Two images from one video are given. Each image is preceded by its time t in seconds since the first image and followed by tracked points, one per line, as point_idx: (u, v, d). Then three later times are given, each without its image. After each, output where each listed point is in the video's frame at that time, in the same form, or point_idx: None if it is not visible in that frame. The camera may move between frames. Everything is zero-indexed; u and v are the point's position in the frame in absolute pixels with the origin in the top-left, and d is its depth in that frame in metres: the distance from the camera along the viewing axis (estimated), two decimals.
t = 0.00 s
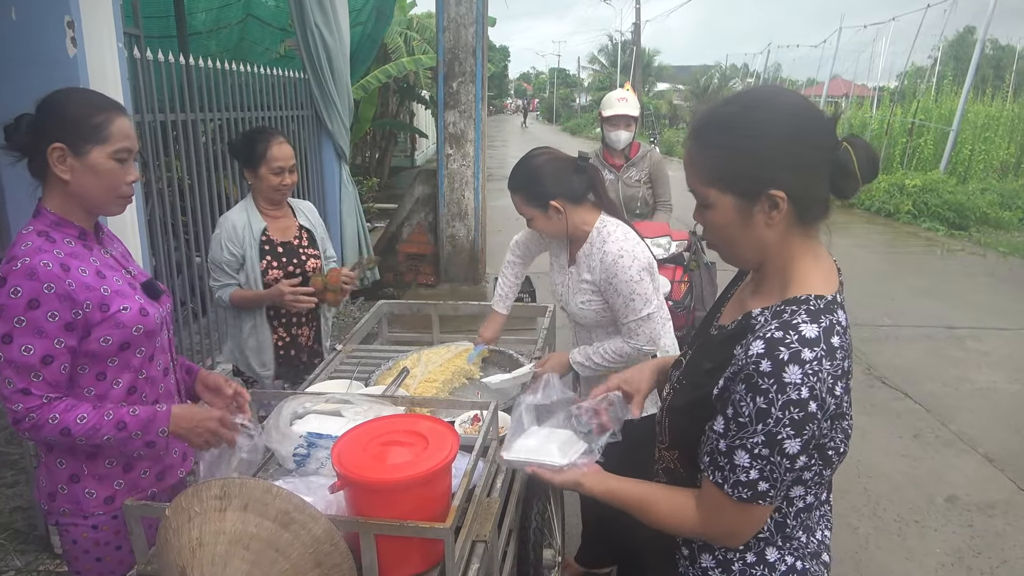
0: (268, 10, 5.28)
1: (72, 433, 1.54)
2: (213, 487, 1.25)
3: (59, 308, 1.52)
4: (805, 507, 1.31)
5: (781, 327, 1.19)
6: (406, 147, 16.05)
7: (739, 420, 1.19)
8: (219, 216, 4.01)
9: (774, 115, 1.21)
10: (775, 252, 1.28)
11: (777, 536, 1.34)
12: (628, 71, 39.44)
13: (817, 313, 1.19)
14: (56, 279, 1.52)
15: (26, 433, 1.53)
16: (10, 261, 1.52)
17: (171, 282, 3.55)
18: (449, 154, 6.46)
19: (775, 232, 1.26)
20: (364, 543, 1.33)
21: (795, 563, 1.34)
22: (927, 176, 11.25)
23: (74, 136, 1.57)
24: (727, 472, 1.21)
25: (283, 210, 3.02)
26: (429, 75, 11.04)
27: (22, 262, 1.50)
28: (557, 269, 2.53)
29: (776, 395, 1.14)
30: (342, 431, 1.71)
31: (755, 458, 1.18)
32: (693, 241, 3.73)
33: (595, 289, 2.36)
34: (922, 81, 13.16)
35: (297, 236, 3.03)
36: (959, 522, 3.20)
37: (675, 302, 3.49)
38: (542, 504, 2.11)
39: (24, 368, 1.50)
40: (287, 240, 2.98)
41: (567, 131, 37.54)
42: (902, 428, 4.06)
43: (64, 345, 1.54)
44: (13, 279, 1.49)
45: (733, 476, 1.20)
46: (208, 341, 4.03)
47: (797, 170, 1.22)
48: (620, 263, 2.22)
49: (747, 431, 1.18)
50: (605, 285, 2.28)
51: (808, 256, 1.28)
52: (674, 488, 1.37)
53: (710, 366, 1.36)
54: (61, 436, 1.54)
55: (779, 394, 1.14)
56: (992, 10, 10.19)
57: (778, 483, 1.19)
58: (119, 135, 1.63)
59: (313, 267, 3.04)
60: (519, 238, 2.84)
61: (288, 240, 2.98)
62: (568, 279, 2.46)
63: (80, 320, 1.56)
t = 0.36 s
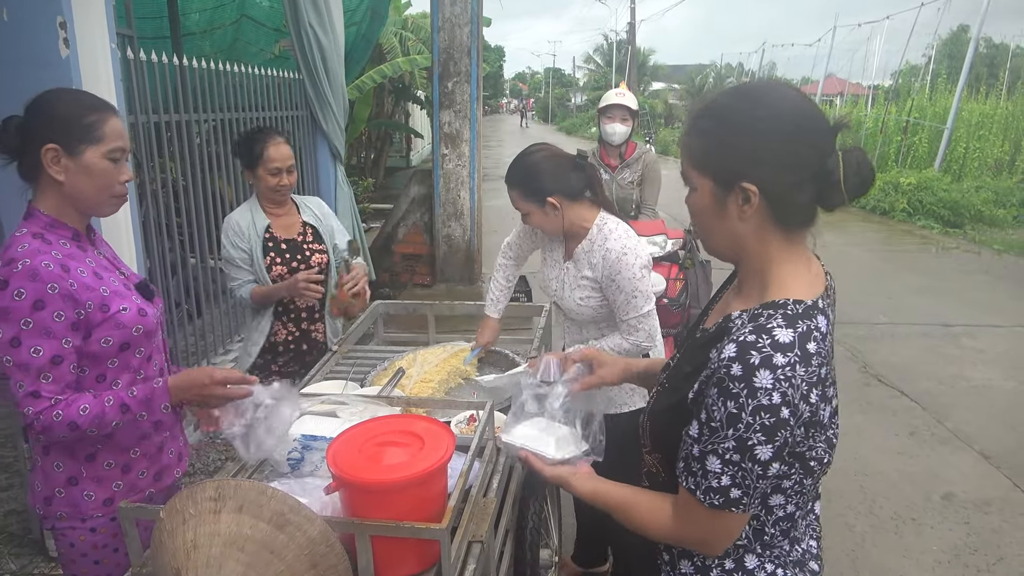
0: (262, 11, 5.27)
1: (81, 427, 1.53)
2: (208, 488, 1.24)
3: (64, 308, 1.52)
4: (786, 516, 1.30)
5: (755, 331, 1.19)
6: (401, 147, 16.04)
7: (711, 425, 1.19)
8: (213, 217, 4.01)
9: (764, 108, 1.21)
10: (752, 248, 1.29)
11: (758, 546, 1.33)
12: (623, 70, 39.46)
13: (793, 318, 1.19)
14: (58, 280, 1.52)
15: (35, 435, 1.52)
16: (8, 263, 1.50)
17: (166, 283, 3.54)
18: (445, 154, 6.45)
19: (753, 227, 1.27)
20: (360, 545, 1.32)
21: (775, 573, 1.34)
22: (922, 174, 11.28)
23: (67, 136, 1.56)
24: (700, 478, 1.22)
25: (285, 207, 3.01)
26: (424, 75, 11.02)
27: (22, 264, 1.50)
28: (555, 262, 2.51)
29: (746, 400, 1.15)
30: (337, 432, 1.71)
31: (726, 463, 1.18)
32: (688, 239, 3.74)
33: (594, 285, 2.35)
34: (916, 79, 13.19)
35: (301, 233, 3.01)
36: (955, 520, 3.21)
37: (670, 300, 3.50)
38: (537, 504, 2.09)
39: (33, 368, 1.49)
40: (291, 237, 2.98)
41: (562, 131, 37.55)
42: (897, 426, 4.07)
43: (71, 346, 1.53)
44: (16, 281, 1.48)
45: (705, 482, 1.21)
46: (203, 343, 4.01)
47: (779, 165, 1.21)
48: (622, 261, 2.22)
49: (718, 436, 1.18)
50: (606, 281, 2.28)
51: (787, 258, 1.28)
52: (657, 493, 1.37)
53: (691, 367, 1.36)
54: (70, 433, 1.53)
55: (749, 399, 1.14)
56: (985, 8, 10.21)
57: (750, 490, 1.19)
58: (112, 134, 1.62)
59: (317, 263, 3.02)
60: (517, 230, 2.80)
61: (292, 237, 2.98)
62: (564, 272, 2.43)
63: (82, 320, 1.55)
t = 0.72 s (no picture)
0: (260, 9, 5.25)
1: (99, 431, 1.51)
2: (205, 488, 1.23)
3: (75, 305, 1.51)
4: (771, 528, 1.27)
5: (731, 334, 1.17)
6: (399, 147, 16.03)
7: (688, 432, 1.17)
8: (212, 217, 4.00)
9: (749, 106, 1.20)
10: (728, 246, 1.29)
11: (745, 563, 1.31)
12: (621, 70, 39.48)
13: (770, 321, 1.18)
14: (67, 277, 1.51)
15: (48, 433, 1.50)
16: (14, 261, 1.49)
17: (164, 282, 3.53)
18: (443, 154, 6.43)
19: (728, 227, 1.27)
20: (359, 546, 1.32)
21: None
22: (920, 174, 11.30)
23: (64, 134, 1.55)
24: (678, 488, 1.19)
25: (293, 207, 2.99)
26: (422, 75, 11.01)
27: (30, 262, 1.48)
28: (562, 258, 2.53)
29: (721, 405, 1.13)
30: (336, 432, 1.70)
31: (704, 472, 1.15)
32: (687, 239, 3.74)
33: (596, 278, 2.35)
34: (914, 79, 13.21)
35: (309, 234, 3.00)
36: (954, 519, 3.21)
37: (669, 300, 3.51)
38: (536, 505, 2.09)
39: (48, 367, 1.47)
40: (300, 238, 2.97)
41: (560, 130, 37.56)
42: (896, 425, 4.08)
43: (82, 343, 1.53)
44: (26, 279, 1.47)
45: (684, 492, 1.18)
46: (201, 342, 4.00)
47: (755, 165, 1.21)
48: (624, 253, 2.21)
49: (695, 443, 1.16)
50: (607, 273, 2.28)
51: (765, 260, 1.28)
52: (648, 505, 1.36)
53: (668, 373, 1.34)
54: (87, 435, 1.52)
55: (724, 404, 1.12)
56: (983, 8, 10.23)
57: (731, 499, 1.16)
58: (110, 131, 1.61)
59: (326, 262, 3.03)
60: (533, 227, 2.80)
61: (301, 237, 2.97)
62: (571, 265, 2.45)
63: (90, 317, 1.55)
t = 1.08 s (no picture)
0: (264, 8, 5.25)
1: (103, 435, 1.51)
2: (211, 487, 1.23)
3: (82, 305, 1.51)
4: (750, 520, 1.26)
5: (697, 327, 1.16)
6: (403, 146, 16.07)
7: (659, 425, 1.16)
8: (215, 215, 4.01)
9: (704, 107, 1.20)
10: (692, 248, 1.28)
11: (728, 561, 1.28)
12: (624, 71, 39.48)
13: (735, 313, 1.17)
14: (76, 276, 1.51)
15: (54, 431, 1.50)
16: (23, 260, 1.49)
17: (168, 280, 3.53)
18: (447, 153, 6.44)
19: (690, 227, 1.26)
20: (364, 546, 1.31)
21: None
22: (924, 177, 11.29)
23: (70, 135, 1.55)
24: (652, 483, 1.16)
25: (302, 207, 2.99)
26: (426, 74, 11.02)
27: (39, 261, 1.48)
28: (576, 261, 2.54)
29: (689, 395, 1.11)
30: (340, 432, 1.69)
31: (675, 464, 1.13)
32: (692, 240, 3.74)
33: (608, 274, 2.35)
34: (918, 81, 13.18)
35: (317, 234, 3.01)
36: (957, 523, 3.20)
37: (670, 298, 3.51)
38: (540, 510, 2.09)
39: (54, 367, 1.47)
40: (309, 239, 2.98)
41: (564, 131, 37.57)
42: (899, 428, 4.07)
43: (89, 343, 1.53)
44: (35, 278, 1.47)
45: (657, 486, 1.15)
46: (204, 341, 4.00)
47: (711, 167, 1.21)
48: (636, 248, 2.21)
49: (665, 436, 1.14)
50: (619, 268, 2.27)
51: (728, 257, 1.27)
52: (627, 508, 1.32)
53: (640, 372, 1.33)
54: (90, 437, 1.52)
55: (691, 394, 1.11)
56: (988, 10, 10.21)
57: (704, 492, 1.13)
58: (116, 132, 1.61)
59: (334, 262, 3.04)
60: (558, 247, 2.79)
61: (309, 238, 2.98)
62: (582, 265, 2.46)
63: (97, 317, 1.55)
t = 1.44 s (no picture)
0: (272, 7, 5.27)
1: (109, 430, 1.52)
2: (218, 485, 1.24)
3: (90, 302, 1.52)
4: (733, 451, 1.32)
5: (652, 279, 1.20)
6: (409, 146, 16.11)
7: (641, 367, 1.16)
8: (222, 214, 4.02)
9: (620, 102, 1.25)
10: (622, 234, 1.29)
11: (715, 492, 1.31)
12: (630, 71, 39.45)
13: (679, 264, 1.23)
14: (84, 273, 1.52)
15: (62, 426, 1.51)
16: (33, 257, 1.51)
17: (176, 279, 3.54)
18: (453, 153, 6.45)
19: (618, 212, 1.28)
20: (370, 544, 1.32)
21: (738, 519, 1.34)
22: (931, 178, 11.24)
23: (80, 135, 1.56)
24: (645, 420, 1.16)
25: (309, 207, 3.01)
26: (432, 74, 11.03)
27: (49, 258, 1.50)
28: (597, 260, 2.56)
29: (665, 331, 1.14)
30: (347, 431, 1.70)
31: (667, 393, 1.14)
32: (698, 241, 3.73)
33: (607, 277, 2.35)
34: (926, 82, 13.14)
35: (324, 234, 3.02)
36: (963, 525, 3.19)
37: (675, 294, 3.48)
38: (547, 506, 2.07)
39: (62, 362, 1.48)
40: (316, 239, 2.98)
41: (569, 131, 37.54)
42: (905, 430, 4.05)
43: (96, 339, 1.54)
44: (43, 275, 1.48)
45: (654, 419, 1.15)
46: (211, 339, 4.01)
47: (632, 160, 1.24)
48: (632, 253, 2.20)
49: (652, 373, 1.15)
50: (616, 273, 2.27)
51: (658, 229, 1.28)
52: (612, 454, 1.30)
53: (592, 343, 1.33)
54: (97, 433, 1.52)
55: (666, 329, 1.14)
56: (997, 11, 10.15)
57: (696, 412, 1.15)
58: (125, 131, 1.61)
59: (340, 262, 3.04)
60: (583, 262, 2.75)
61: (317, 238, 2.99)
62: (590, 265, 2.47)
63: (105, 314, 1.56)
